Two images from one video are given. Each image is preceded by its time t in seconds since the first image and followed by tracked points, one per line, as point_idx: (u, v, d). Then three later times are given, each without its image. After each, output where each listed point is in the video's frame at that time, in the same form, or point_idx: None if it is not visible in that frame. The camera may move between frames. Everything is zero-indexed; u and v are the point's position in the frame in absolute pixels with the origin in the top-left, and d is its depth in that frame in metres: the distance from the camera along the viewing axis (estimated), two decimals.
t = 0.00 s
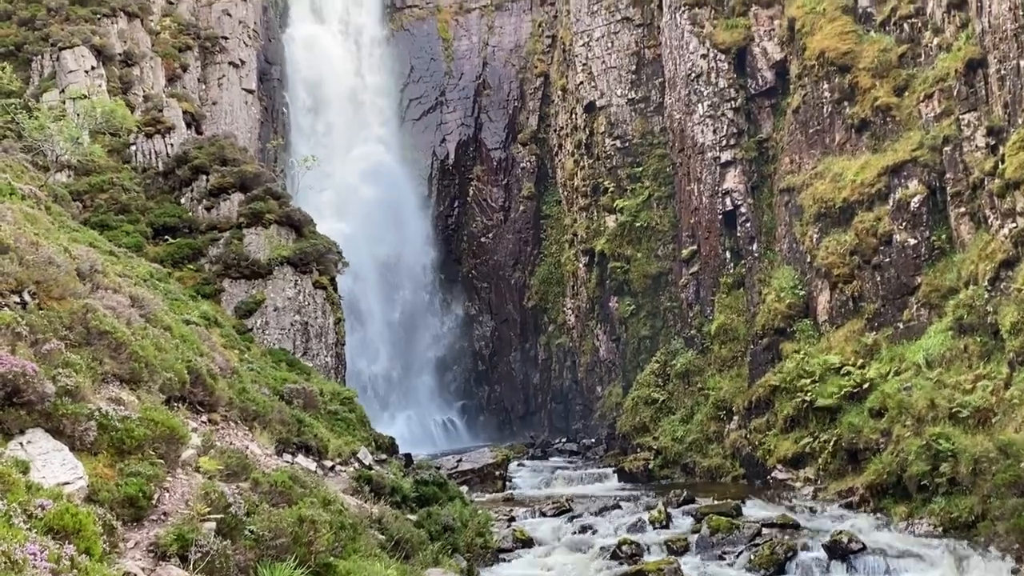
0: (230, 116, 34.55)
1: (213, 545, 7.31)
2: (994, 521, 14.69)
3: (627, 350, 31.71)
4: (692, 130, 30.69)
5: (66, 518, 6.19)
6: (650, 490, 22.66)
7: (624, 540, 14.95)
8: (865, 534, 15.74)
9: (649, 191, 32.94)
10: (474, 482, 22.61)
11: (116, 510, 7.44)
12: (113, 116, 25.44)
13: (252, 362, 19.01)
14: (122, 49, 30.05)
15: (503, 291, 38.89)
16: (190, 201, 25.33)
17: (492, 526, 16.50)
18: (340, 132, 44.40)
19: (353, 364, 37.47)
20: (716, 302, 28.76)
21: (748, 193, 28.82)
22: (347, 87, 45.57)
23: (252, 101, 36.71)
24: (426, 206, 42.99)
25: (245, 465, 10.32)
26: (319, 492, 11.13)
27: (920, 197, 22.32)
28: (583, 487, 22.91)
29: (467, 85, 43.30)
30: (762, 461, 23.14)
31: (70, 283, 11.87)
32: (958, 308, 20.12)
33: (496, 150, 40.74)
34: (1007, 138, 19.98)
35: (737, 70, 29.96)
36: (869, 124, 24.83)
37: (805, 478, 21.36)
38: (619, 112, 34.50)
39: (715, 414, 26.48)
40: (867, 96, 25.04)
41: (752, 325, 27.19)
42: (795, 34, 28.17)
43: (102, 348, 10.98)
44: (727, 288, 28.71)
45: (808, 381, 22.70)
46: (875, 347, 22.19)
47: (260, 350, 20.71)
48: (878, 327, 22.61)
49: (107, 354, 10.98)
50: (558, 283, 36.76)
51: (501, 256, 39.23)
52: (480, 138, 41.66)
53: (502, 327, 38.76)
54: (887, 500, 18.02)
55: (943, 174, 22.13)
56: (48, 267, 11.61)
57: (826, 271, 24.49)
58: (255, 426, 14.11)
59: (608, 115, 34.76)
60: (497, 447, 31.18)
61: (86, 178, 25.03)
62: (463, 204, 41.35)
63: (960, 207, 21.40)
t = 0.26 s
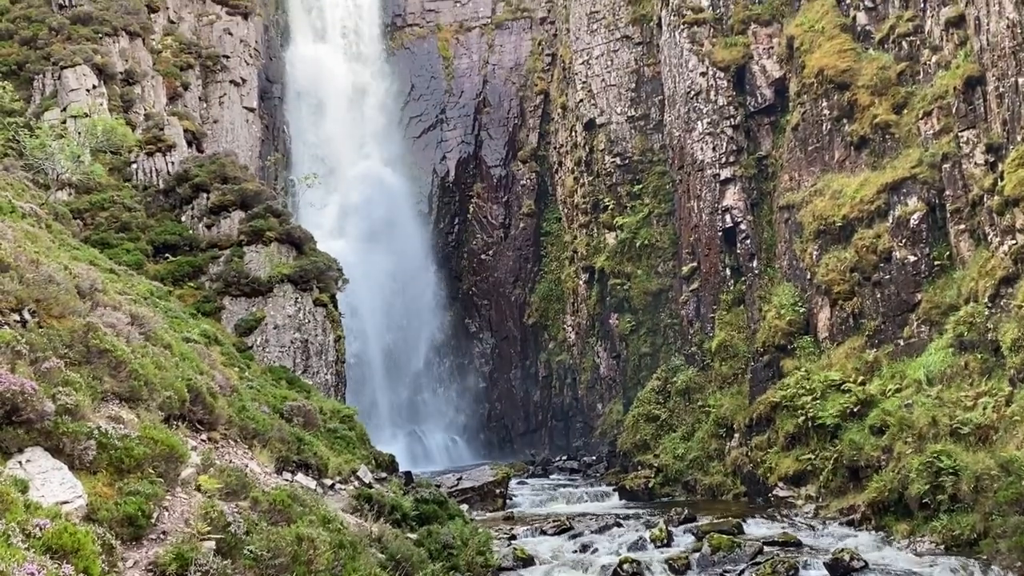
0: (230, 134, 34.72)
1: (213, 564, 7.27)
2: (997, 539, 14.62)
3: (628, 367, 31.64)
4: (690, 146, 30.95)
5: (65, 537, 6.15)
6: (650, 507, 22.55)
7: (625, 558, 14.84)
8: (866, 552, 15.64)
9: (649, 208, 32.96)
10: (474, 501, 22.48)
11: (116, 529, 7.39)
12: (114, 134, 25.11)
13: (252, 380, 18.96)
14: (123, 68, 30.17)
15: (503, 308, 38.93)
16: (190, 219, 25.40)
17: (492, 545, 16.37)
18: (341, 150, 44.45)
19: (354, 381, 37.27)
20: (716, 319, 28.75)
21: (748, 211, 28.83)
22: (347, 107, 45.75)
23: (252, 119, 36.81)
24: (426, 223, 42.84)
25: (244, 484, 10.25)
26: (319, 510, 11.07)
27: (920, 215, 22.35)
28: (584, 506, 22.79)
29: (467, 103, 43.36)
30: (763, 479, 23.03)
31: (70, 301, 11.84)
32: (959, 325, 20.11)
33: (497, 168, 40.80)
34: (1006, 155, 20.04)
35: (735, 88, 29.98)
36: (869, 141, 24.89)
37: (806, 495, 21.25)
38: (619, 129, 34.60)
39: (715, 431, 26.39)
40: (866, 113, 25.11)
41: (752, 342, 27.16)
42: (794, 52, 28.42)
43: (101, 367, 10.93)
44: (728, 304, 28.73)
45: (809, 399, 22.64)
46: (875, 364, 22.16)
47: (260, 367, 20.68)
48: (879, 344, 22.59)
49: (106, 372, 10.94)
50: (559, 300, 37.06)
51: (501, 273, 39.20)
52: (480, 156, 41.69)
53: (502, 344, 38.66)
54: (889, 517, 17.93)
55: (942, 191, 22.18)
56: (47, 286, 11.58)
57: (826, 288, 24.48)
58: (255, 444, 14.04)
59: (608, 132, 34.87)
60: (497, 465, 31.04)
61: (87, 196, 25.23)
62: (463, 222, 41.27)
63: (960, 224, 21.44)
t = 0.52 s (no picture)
0: (230, 148, 34.70)
1: None
2: (998, 553, 14.54)
3: (627, 381, 31.56)
4: (689, 160, 30.88)
5: (62, 553, 6.08)
6: (650, 522, 22.42)
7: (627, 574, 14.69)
8: (868, 567, 15.53)
9: (648, 222, 32.93)
10: (474, 516, 22.33)
11: (113, 545, 7.32)
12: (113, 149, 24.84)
13: (251, 395, 18.88)
14: (123, 82, 30.22)
15: (503, 323, 38.84)
16: (189, 234, 25.41)
17: (493, 561, 16.22)
18: (340, 163, 44.39)
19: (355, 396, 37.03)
20: (715, 333, 28.70)
21: (747, 225, 28.85)
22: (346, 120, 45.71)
23: (252, 133, 36.83)
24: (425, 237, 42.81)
25: (243, 499, 10.17)
26: (317, 525, 10.97)
27: (919, 228, 22.34)
28: (584, 521, 22.64)
29: (466, 117, 43.41)
30: (763, 493, 22.92)
31: (68, 315, 11.79)
32: (959, 339, 20.08)
33: (496, 182, 40.83)
34: (1005, 168, 20.07)
35: (734, 101, 30.12)
36: (868, 154, 24.89)
37: (807, 510, 21.14)
38: (617, 143, 34.61)
39: (716, 445, 26.29)
40: (864, 127, 25.14)
41: (752, 356, 27.09)
42: (791, 65, 28.54)
43: (99, 382, 10.86)
44: (727, 318, 28.68)
45: (809, 413, 22.57)
46: (875, 378, 22.10)
47: (258, 382, 20.59)
48: (878, 357, 22.53)
49: (104, 387, 10.88)
50: (558, 313, 37.13)
51: (500, 287, 39.16)
52: (479, 170, 41.68)
53: (501, 358, 38.56)
54: (889, 532, 17.84)
55: (941, 205, 22.17)
56: (46, 301, 11.54)
57: (826, 301, 24.44)
58: (253, 459, 13.94)
59: (607, 146, 34.91)
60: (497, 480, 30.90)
61: (85, 211, 25.22)
62: (463, 236, 41.18)
63: (959, 238, 21.43)
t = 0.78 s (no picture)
0: (229, 160, 34.74)
1: None
2: (998, 565, 14.52)
3: (626, 393, 31.56)
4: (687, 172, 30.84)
5: (60, 566, 6.08)
6: (649, 534, 22.36)
7: None
8: None
9: (646, 234, 32.95)
10: (473, 528, 22.25)
11: (111, 559, 7.29)
12: (112, 161, 24.82)
13: (250, 407, 18.85)
14: (122, 95, 30.30)
15: (502, 335, 38.83)
16: (188, 246, 25.47)
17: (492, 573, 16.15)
18: (339, 175, 44.47)
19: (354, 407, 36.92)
20: (714, 344, 28.67)
21: (745, 236, 28.91)
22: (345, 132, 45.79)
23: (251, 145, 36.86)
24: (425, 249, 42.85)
25: (242, 512, 10.14)
26: (316, 538, 10.94)
27: (917, 239, 22.38)
28: (584, 533, 22.55)
29: (465, 129, 43.46)
30: (763, 505, 22.87)
31: (67, 328, 11.77)
32: (957, 350, 20.10)
33: (494, 194, 40.89)
34: (1002, 180, 20.14)
35: (732, 113, 30.23)
36: (865, 166, 24.94)
37: (806, 521, 21.09)
38: (616, 154, 34.69)
39: (715, 457, 26.25)
40: (862, 138, 25.19)
41: (751, 368, 27.09)
42: (789, 78, 28.65)
43: (98, 395, 10.85)
44: (725, 330, 28.60)
45: (809, 424, 22.55)
46: (874, 389, 22.10)
47: (257, 395, 20.54)
48: (877, 369, 22.52)
49: (103, 400, 10.85)
50: (557, 324, 37.18)
51: (499, 299, 39.20)
52: (477, 182, 41.72)
53: (500, 370, 38.55)
54: (889, 543, 17.81)
55: (939, 216, 22.22)
56: (45, 313, 11.53)
57: (824, 313, 24.46)
58: (252, 472, 13.90)
59: (605, 158, 34.99)
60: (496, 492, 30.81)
61: (85, 223, 25.27)
62: (461, 247, 41.17)
63: (957, 249, 21.47)
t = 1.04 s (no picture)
0: (228, 175, 34.81)
1: None
2: None
3: (624, 406, 31.56)
4: (685, 186, 30.88)
5: None
6: (648, 548, 22.31)
7: None
8: None
9: (644, 247, 33.00)
10: (472, 542, 22.18)
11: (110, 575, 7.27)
12: (111, 175, 24.96)
13: (248, 422, 18.83)
14: (121, 110, 30.41)
15: (501, 348, 38.82)
16: (187, 260, 25.51)
17: None
18: (337, 189, 44.55)
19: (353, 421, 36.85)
20: (713, 357, 28.65)
21: (743, 250, 28.97)
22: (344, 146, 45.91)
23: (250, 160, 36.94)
24: (423, 263, 42.90)
25: (240, 526, 10.12)
26: (315, 553, 10.92)
27: (914, 253, 22.43)
28: (582, 547, 22.49)
29: (463, 143, 43.53)
30: (761, 518, 22.83)
31: (66, 342, 11.79)
32: (955, 363, 20.13)
33: (492, 207, 41.00)
34: (999, 194, 20.24)
35: (729, 127, 30.29)
36: (862, 180, 25.03)
37: (805, 535, 21.05)
38: (614, 168, 34.81)
39: (713, 470, 26.24)
40: (859, 152, 25.27)
41: (749, 381, 27.09)
42: (785, 92, 28.82)
43: (97, 410, 10.85)
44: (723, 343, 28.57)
45: (807, 438, 22.53)
46: (872, 403, 22.12)
47: (256, 409, 20.49)
48: (875, 382, 22.54)
49: (102, 415, 10.85)
50: (555, 338, 37.04)
51: (497, 312, 39.23)
52: (476, 196, 41.77)
53: (499, 383, 38.54)
54: (888, 557, 17.79)
55: (936, 230, 22.30)
56: (45, 328, 11.55)
57: (822, 326, 24.49)
58: (251, 486, 13.86)
59: (603, 172, 35.09)
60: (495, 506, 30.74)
61: (84, 238, 25.37)
62: (460, 261, 41.10)
63: (954, 262, 21.53)
